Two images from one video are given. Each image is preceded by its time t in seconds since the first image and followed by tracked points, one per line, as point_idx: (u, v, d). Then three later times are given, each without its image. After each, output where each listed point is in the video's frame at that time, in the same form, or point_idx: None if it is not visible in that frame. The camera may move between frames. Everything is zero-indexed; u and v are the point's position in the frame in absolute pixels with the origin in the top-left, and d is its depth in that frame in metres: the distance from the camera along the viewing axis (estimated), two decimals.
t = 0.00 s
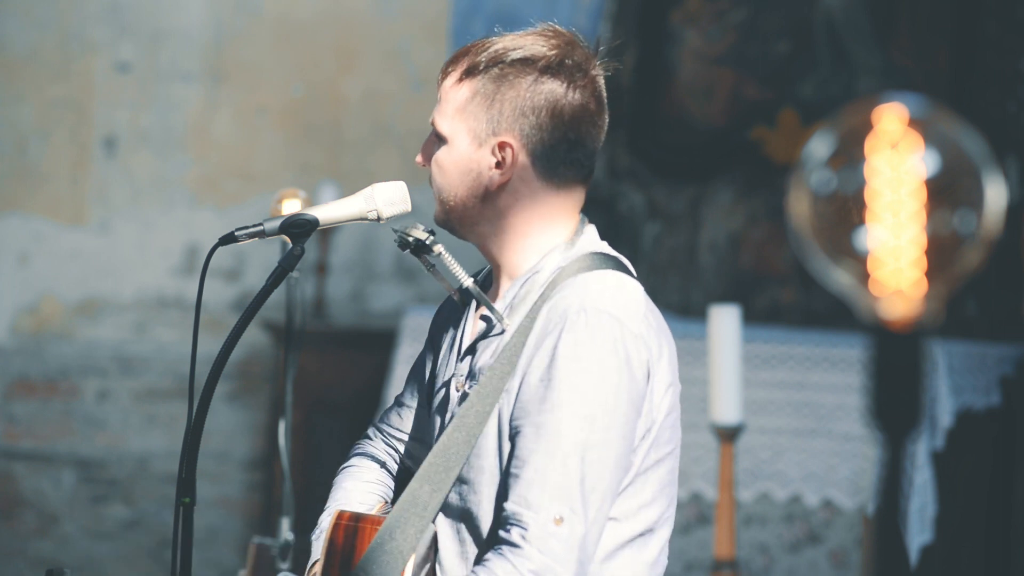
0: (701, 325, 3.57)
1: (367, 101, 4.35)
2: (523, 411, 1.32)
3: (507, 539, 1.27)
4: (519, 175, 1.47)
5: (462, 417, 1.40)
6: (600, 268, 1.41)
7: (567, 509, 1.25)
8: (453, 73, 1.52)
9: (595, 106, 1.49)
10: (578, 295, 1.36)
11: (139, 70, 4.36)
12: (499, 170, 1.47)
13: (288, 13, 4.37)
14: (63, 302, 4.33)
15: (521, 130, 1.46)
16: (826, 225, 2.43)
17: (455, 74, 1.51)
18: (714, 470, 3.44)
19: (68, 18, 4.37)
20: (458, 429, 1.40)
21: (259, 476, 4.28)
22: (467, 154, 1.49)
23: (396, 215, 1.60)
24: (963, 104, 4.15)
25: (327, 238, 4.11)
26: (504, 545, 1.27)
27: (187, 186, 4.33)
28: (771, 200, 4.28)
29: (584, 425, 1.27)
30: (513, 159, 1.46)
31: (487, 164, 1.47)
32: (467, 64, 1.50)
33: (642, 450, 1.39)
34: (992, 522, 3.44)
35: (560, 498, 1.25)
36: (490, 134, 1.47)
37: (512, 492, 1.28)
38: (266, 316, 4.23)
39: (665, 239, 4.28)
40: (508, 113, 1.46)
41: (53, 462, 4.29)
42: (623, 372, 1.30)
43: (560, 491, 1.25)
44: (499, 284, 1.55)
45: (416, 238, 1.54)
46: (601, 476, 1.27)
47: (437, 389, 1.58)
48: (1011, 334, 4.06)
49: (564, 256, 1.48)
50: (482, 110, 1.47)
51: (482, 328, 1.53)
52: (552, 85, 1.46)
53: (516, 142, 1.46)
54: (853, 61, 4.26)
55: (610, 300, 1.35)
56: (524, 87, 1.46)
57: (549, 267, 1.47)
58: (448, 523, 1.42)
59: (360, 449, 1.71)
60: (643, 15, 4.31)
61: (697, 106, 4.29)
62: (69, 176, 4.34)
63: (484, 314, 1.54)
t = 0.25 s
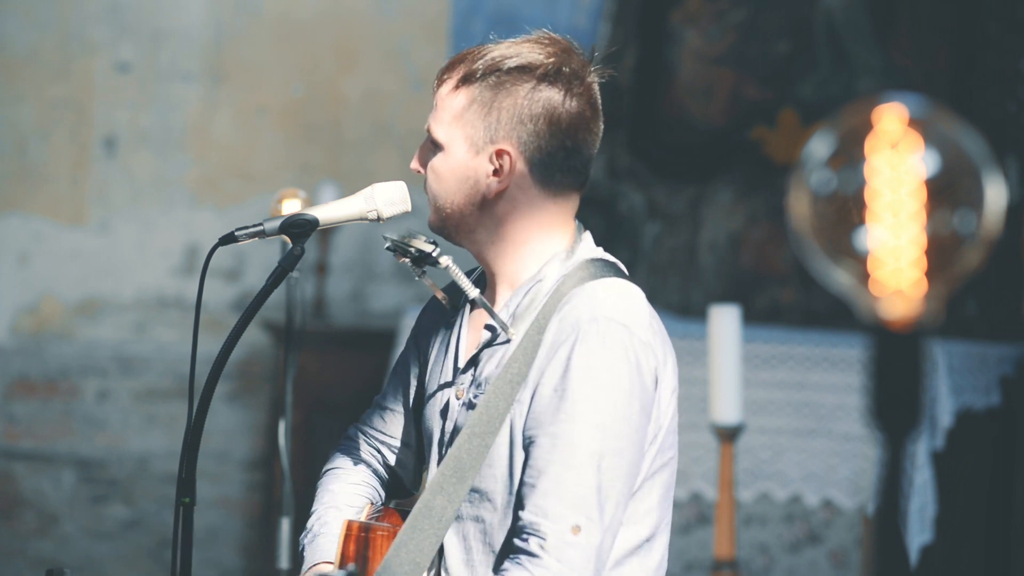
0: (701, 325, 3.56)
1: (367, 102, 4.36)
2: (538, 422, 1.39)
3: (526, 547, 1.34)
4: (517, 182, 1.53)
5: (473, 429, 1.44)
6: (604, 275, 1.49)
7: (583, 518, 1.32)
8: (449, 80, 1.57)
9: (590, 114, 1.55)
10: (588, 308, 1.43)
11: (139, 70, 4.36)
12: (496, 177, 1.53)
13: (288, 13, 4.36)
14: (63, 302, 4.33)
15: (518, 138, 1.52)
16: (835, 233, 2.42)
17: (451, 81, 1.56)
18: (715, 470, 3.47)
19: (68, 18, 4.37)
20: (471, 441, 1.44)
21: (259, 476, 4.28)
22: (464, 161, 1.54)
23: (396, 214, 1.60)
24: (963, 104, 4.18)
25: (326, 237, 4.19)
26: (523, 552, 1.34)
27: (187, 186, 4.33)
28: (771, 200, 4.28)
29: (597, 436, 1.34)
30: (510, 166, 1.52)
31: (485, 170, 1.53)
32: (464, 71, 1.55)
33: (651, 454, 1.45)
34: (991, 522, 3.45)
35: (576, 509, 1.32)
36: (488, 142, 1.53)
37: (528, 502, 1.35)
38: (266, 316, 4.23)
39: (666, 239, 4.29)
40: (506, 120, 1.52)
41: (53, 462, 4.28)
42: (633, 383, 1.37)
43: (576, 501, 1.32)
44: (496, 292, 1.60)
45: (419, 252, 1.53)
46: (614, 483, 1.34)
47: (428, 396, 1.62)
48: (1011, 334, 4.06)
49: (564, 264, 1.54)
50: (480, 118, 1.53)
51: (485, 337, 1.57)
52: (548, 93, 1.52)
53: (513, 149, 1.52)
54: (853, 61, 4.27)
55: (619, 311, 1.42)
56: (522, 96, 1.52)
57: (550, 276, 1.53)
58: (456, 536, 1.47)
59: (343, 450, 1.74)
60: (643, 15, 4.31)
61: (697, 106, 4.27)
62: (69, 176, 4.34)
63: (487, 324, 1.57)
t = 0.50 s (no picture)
0: (701, 325, 3.56)
1: (367, 102, 4.36)
2: (553, 435, 1.39)
3: (545, 560, 1.34)
4: (516, 193, 1.54)
5: (492, 444, 1.44)
6: (610, 286, 1.51)
7: (602, 530, 1.33)
8: (451, 89, 1.57)
9: (591, 129, 1.57)
10: (601, 321, 1.44)
11: (139, 70, 4.36)
12: (496, 188, 1.53)
13: (288, 13, 4.36)
14: (62, 302, 4.32)
15: (519, 149, 1.53)
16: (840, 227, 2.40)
17: (454, 89, 1.57)
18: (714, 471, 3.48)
19: (68, 18, 4.36)
20: (489, 458, 1.44)
21: (259, 475, 4.28)
22: (464, 170, 1.54)
23: (396, 215, 1.60)
24: (964, 104, 4.18)
25: (326, 238, 4.21)
26: (542, 566, 1.34)
27: (187, 186, 4.33)
28: (771, 200, 4.28)
29: (615, 448, 1.35)
30: (510, 176, 1.53)
31: (484, 180, 1.54)
32: (467, 80, 1.56)
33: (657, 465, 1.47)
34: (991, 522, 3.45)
35: (596, 521, 1.33)
36: (489, 152, 1.53)
37: (546, 515, 1.35)
38: (266, 316, 4.23)
39: (665, 239, 4.29)
40: (508, 131, 1.53)
41: (53, 462, 4.28)
42: (646, 393, 1.39)
43: (595, 513, 1.33)
44: (492, 302, 1.60)
45: (425, 268, 1.51)
46: (629, 495, 1.35)
47: (422, 407, 1.63)
48: (1011, 334, 4.06)
49: (565, 277, 1.55)
50: (481, 127, 1.54)
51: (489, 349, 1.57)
52: (550, 106, 1.54)
53: (513, 159, 1.53)
54: (853, 61, 4.27)
55: (629, 323, 1.43)
56: (524, 107, 1.53)
57: (551, 289, 1.54)
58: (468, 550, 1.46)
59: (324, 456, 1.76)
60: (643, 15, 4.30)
61: (697, 106, 4.28)
62: (69, 176, 4.34)
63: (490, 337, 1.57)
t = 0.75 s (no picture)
0: (701, 325, 3.56)
1: (367, 102, 4.36)
2: (551, 432, 1.44)
3: (542, 555, 1.38)
4: (512, 189, 1.58)
5: (488, 442, 1.49)
6: (610, 287, 1.56)
7: (599, 526, 1.37)
8: (450, 84, 1.62)
9: (587, 126, 1.62)
10: (599, 321, 1.49)
11: (139, 70, 4.36)
12: (492, 182, 1.58)
13: (288, 13, 4.36)
14: (62, 302, 4.32)
15: (515, 144, 1.58)
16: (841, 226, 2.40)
17: (452, 85, 1.62)
18: (714, 470, 3.47)
19: (68, 18, 4.36)
20: (485, 455, 1.49)
21: (258, 476, 4.28)
22: (460, 165, 1.59)
23: (396, 215, 1.60)
24: (964, 104, 4.18)
25: (326, 238, 4.20)
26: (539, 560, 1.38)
27: (187, 186, 4.33)
28: (771, 200, 4.28)
29: (611, 444, 1.39)
30: (506, 172, 1.58)
31: (481, 175, 1.59)
32: (466, 75, 1.61)
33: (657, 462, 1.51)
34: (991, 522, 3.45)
35: (591, 517, 1.37)
36: (485, 146, 1.58)
37: (543, 511, 1.40)
38: (266, 316, 4.22)
39: (665, 239, 4.29)
40: (504, 126, 1.58)
41: (53, 462, 4.28)
42: (643, 391, 1.43)
43: (591, 509, 1.37)
44: (488, 297, 1.65)
45: (422, 264, 1.53)
46: (625, 491, 1.40)
47: (415, 401, 1.66)
48: (1012, 334, 4.06)
49: (561, 275, 1.60)
50: (479, 122, 1.59)
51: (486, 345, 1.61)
52: (548, 102, 1.59)
53: (510, 155, 1.58)
54: (853, 61, 4.27)
55: (626, 323, 1.48)
56: (521, 103, 1.58)
57: (547, 286, 1.59)
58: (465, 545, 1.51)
59: (314, 460, 1.76)
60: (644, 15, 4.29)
61: (697, 106, 4.28)
62: (69, 176, 4.34)
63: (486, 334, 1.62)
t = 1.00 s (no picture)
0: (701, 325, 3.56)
1: (367, 102, 4.35)
2: (542, 412, 1.44)
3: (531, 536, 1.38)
4: (505, 173, 1.60)
5: (478, 423, 1.49)
6: (606, 269, 1.56)
7: (589, 506, 1.37)
8: (440, 75, 1.65)
9: (578, 109, 1.64)
10: (592, 302, 1.49)
11: (139, 70, 4.36)
12: (484, 168, 1.60)
13: (288, 13, 4.37)
14: (63, 302, 4.33)
15: (506, 129, 1.60)
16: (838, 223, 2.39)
17: (442, 76, 1.65)
18: (714, 470, 3.47)
19: (68, 18, 4.37)
20: (475, 436, 1.49)
21: (259, 476, 4.28)
22: (453, 154, 1.61)
23: (396, 214, 1.60)
24: (964, 104, 4.18)
25: (326, 238, 4.19)
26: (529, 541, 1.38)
27: (187, 186, 4.33)
28: (771, 200, 4.28)
29: (600, 424, 1.40)
30: (499, 156, 1.60)
31: (473, 162, 1.61)
32: (455, 66, 1.64)
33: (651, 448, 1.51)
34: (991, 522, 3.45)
35: (582, 497, 1.37)
36: (476, 133, 1.61)
37: (533, 491, 1.40)
38: (266, 316, 4.22)
39: (665, 239, 4.29)
40: (494, 111, 1.60)
41: (53, 462, 4.28)
42: (635, 373, 1.43)
43: (581, 489, 1.37)
44: (490, 285, 1.66)
45: (415, 244, 1.56)
46: (616, 472, 1.40)
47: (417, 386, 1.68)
48: (1012, 334, 4.06)
49: (557, 260, 1.61)
50: (468, 109, 1.61)
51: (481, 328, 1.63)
52: (536, 86, 1.61)
53: (501, 140, 1.60)
54: (853, 61, 4.27)
55: (619, 304, 1.49)
56: (510, 87, 1.60)
57: (542, 270, 1.59)
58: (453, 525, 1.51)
59: (323, 454, 1.79)
60: (643, 14, 4.30)
61: (697, 106, 4.28)
62: (69, 176, 4.35)
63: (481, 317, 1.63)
